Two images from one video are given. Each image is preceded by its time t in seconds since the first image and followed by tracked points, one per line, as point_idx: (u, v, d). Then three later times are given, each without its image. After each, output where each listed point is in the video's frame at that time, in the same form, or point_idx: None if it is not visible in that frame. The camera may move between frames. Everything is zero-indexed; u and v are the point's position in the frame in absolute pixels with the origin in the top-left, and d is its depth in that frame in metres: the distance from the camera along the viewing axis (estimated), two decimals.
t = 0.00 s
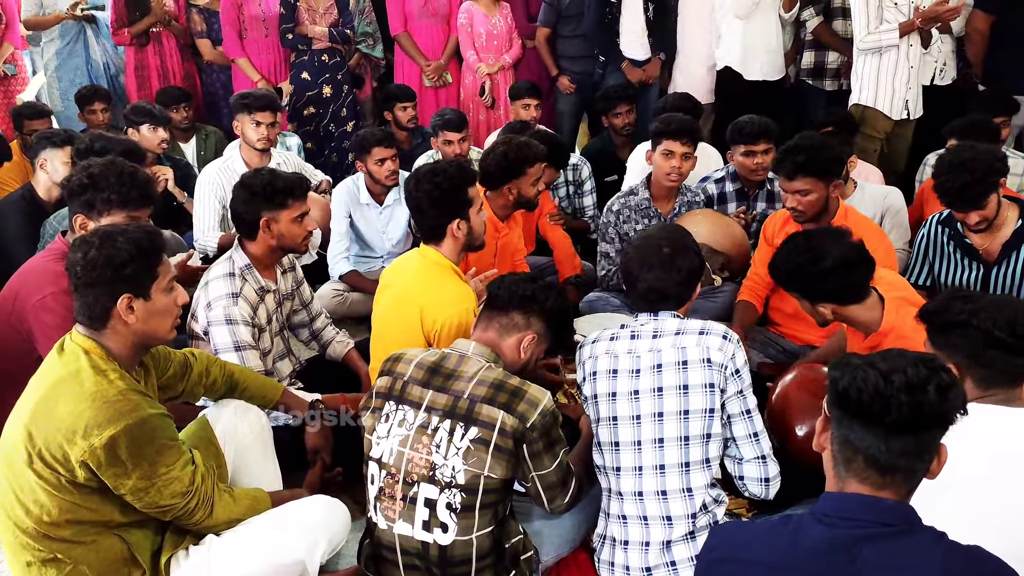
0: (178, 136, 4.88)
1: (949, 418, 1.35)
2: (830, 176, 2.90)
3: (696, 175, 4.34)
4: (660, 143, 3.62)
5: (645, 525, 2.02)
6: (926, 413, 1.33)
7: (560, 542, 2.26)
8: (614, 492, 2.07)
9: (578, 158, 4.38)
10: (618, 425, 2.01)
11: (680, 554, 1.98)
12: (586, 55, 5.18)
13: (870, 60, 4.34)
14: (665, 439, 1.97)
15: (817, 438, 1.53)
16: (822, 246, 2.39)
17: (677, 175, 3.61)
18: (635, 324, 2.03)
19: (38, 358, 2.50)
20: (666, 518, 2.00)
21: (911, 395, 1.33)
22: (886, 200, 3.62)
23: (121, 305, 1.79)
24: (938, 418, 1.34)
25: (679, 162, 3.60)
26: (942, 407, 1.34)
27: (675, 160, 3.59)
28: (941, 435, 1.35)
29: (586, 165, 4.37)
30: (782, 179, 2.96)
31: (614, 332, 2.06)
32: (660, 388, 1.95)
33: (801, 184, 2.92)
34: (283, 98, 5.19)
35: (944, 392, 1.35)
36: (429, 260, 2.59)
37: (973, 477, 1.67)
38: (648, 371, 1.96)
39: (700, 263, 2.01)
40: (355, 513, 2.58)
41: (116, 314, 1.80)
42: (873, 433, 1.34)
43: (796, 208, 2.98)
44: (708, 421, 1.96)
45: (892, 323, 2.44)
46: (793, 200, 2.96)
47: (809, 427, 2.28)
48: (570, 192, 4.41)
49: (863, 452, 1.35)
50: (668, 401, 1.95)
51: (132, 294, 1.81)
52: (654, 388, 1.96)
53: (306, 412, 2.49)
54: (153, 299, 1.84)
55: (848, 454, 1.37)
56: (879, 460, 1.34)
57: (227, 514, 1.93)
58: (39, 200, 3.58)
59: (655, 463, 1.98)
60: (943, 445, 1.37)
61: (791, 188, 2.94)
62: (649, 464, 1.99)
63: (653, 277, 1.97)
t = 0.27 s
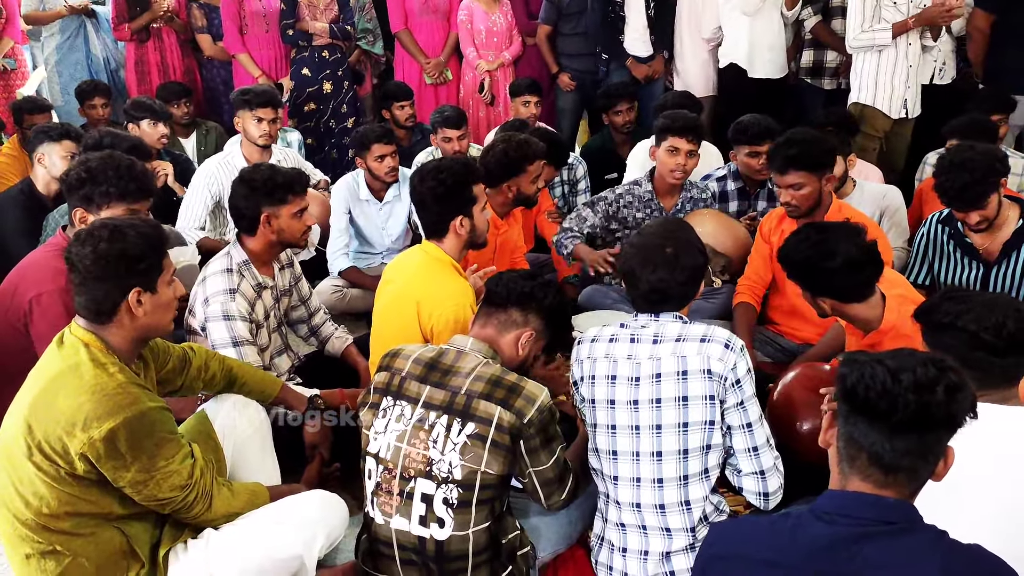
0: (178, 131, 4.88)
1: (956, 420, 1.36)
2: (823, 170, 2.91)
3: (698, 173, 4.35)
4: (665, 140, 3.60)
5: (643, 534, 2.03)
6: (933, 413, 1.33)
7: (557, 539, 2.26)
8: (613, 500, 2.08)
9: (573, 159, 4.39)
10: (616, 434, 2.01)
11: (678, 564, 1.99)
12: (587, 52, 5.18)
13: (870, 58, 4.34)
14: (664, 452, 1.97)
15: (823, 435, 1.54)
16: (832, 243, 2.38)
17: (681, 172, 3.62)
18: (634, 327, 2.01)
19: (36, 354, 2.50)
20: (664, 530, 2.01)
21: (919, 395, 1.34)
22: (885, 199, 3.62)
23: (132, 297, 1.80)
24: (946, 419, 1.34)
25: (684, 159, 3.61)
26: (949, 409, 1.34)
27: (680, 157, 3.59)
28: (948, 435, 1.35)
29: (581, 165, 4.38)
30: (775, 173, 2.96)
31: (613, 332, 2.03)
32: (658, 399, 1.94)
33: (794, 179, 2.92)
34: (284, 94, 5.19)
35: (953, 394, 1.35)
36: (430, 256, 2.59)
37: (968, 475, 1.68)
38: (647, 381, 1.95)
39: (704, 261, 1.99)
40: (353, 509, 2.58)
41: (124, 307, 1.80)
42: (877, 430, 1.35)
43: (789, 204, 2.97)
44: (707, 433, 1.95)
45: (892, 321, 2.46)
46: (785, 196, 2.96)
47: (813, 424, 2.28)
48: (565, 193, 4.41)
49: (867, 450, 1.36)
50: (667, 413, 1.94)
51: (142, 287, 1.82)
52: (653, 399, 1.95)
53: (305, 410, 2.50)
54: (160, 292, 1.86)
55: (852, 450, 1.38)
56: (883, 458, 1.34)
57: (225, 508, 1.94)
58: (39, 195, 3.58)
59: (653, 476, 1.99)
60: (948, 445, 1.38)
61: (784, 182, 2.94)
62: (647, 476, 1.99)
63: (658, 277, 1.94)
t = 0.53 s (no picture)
0: (179, 131, 4.88)
1: (976, 429, 1.35)
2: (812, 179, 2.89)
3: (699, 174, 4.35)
4: (667, 138, 3.61)
5: (646, 547, 2.03)
6: (952, 420, 1.32)
7: (555, 540, 2.26)
8: (612, 511, 2.07)
9: (576, 158, 4.39)
10: (621, 446, 1.99)
11: None
12: (588, 52, 5.17)
13: (870, 61, 4.35)
14: (672, 467, 1.96)
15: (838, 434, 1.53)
16: (841, 243, 2.36)
17: (684, 170, 3.61)
18: (640, 335, 1.97)
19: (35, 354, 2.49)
20: (668, 544, 2.00)
21: (940, 401, 1.33)
22: (886, 199, 3.61)
23: (132, 297, 1.80)
24: (966, 427, 1.33)
25: (686, 157, 3.60)
26: (969, 417, 1.33)
27: (683, 155, 3.59)
28: (965, 442, 1.35)
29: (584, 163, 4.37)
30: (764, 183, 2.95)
31: (616, 340, 1.99)
32: (668, 414, 1.93)
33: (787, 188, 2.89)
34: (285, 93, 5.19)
35: (976, 402, 1.34)
36: (434, 256, 2.59)
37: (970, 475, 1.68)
38: (655, 394, 1.93)
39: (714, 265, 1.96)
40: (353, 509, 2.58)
41: (126, 307, 1.80)
42: (894, 433, 1.34)
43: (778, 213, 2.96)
44: (716, 449, 1.95)
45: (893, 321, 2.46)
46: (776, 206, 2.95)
47: (812, 423, 2.28)
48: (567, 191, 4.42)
49: (882, 451, 1.35)
50: (676, 428, 1.93)
51: (143, 287, 1.82)
52: (662, 413, 1.93)
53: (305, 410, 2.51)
54: (160, 291, 1.85)
55: (867, 451, 1.37)
56: (897, 461, 1.34)
57: (226, 508, 1.94)
58: (39, 195, 3.57)
59: (659, 490, 1.98)
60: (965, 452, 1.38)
61: (774, 192, 2.92)
62: (653, 489, 1.98)
63: (671, 283, 1.90)
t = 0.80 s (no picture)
0: (178, 138, 4.88)
1: (976, 433, 1.35)
2: (809, 188, 2.89)
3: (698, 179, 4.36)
4: (666, 145, 3.61)
5: (648, 551, 2.03)
6: (955, 425, 1.32)
7: (556, 545, 2.26)
8: (613, 516, 2.07)
9: (590, 157, 4.38)
10: (623, 450, 1.99)
11: None
12: (586, 56, 5.16)
13: (867, 63, 4.34)
14: (673, 471, 1.96)
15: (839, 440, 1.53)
16: (843, 244, 2.36)
17: (683, 177, 3.62)
18: (641, 339, 1.97)
19: (33, 362, 2.50)
20: (671, 548, 1.99)
21: (942, 406, 1.33)
22: (884, 201, 3.61)
23: (127, 306, 1.80)
24: (968, 432, 1.34)
25: (685, 164, 3.61)
26: (971, 422, 1.34)
27: (682, 162, 3.59)
28: (966, 447, 1.35)
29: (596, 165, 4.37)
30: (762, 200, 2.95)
31: (617, 343, 1.99)
32: (669, 418, 1.93)
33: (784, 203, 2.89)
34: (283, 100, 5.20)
35: (978, 407, 1.35)
36: (435, 261, 2.60)
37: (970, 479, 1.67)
38: (656, 399, 1.93)
39: (711, 268, 1.96)
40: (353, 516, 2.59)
41: (122, 315, 1.80)
42: (896, 440, 1.34)
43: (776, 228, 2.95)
44: (718, 452, 1.95)
45: (892, 324, 2.46)
46: (773, 222, 2.95)
47: (814, 426, 2.29)
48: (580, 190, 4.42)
49: (883, 457, 1.35)
50: (677, 432, 1.93)
51: (138, 296, 1.81)
52: (663, 417, 1.93)
53: (305, 413, 2.49)
54: (156, 299, 1.85)
55: (869, 457, 1.37)
56: (900, 467, 1.34)
57: (225, 516, 1.94)
58: (38, 203, 3.58)
59: (660, 494, 1.97)
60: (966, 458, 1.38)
61: (771, 209, 2.93)
62: (654, 493, 1.98)
63: (670, 289, 1.90)
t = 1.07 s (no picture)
0: (169, 137, 4.87)
1: (952, 432, 1.36)
2: (811, 202, 2.90)
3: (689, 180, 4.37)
4: (661, 147, 3.60)
5: (635, 544, 2.02)
6: (932, 425, 1.33)
7: (546, 545, 2.26)
8: (600, 510, 2.07)
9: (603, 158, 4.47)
10: (605, 444, 1.99)
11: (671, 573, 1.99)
12: (579, 56, 5.18)
13: (859, 65, 4.37)
14: (654, 463, 1.95)
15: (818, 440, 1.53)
16: (829, 249, 2.36)
17: (675, 179, 3.63)
18: (622, 334, 1.99)
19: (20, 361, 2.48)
20: (656, 539, 1.99)
21: (918, 406, 1.33)
22: (874, 203, 3.63)
23: (113, 307, 1.79)
24: (943, 432, 1.34)
25: (679, 167, 3.61)
26: (948, 421, 1.34)
27: (675, 165, 3.59)
28: (943, 445, 1.36)
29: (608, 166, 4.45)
30: (762, 202, 2.95)
31: (601, 340, 2.01)
32: (648, 410, 1.92)
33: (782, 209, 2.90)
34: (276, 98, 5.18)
35: (954, 406, 1.35)
36: (428, 262, 2.59)
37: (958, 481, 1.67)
38: (636, 392, 1.93)
39: (687, 265, 1.98)
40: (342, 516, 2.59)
41: (109, 315, 1.79)
42: (875, 440, 1.35)
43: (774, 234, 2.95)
44: (698, 442, 1.95)
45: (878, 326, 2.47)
46: (773, 224, 2.95)
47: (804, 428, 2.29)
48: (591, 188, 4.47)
49: (863, 457, 1.36)
50: (657, 424, 1.93)
51: (125, 297, 1.80)
52: (643, 410, 1.93)
53: (294, 411, 2.49)
54: (144, 299, 1.84)
55: (848, 457, 1.38)
56: (879, 467, 1.35)
57: (213, 516, 1.93)
58: (27, 202, 3.57)
59: (643, 486, 1.97)
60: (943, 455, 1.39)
61: (771, 212, 2.93)
62: (636, 486, 1.98)
63: (648, 284, 1.92)
